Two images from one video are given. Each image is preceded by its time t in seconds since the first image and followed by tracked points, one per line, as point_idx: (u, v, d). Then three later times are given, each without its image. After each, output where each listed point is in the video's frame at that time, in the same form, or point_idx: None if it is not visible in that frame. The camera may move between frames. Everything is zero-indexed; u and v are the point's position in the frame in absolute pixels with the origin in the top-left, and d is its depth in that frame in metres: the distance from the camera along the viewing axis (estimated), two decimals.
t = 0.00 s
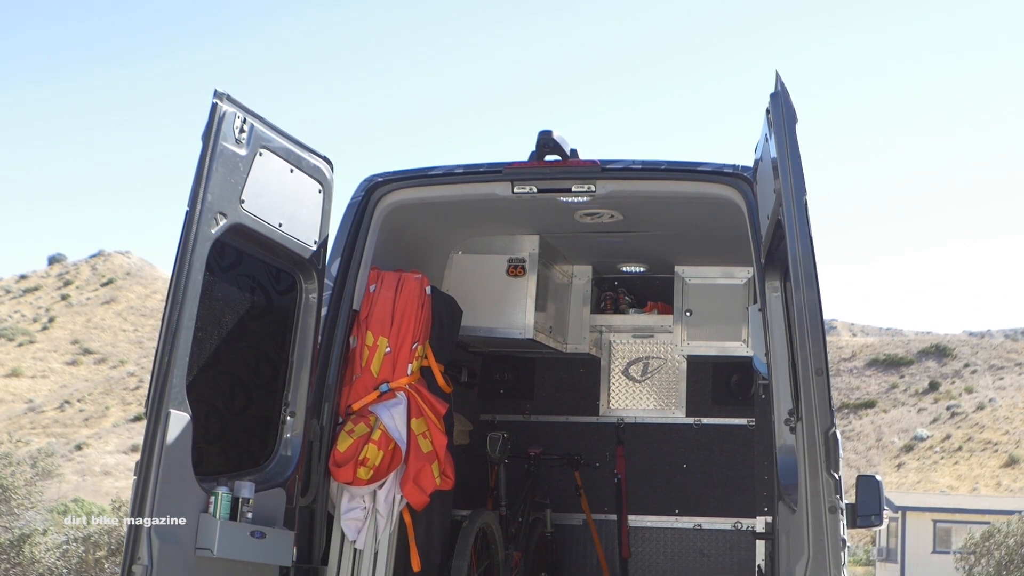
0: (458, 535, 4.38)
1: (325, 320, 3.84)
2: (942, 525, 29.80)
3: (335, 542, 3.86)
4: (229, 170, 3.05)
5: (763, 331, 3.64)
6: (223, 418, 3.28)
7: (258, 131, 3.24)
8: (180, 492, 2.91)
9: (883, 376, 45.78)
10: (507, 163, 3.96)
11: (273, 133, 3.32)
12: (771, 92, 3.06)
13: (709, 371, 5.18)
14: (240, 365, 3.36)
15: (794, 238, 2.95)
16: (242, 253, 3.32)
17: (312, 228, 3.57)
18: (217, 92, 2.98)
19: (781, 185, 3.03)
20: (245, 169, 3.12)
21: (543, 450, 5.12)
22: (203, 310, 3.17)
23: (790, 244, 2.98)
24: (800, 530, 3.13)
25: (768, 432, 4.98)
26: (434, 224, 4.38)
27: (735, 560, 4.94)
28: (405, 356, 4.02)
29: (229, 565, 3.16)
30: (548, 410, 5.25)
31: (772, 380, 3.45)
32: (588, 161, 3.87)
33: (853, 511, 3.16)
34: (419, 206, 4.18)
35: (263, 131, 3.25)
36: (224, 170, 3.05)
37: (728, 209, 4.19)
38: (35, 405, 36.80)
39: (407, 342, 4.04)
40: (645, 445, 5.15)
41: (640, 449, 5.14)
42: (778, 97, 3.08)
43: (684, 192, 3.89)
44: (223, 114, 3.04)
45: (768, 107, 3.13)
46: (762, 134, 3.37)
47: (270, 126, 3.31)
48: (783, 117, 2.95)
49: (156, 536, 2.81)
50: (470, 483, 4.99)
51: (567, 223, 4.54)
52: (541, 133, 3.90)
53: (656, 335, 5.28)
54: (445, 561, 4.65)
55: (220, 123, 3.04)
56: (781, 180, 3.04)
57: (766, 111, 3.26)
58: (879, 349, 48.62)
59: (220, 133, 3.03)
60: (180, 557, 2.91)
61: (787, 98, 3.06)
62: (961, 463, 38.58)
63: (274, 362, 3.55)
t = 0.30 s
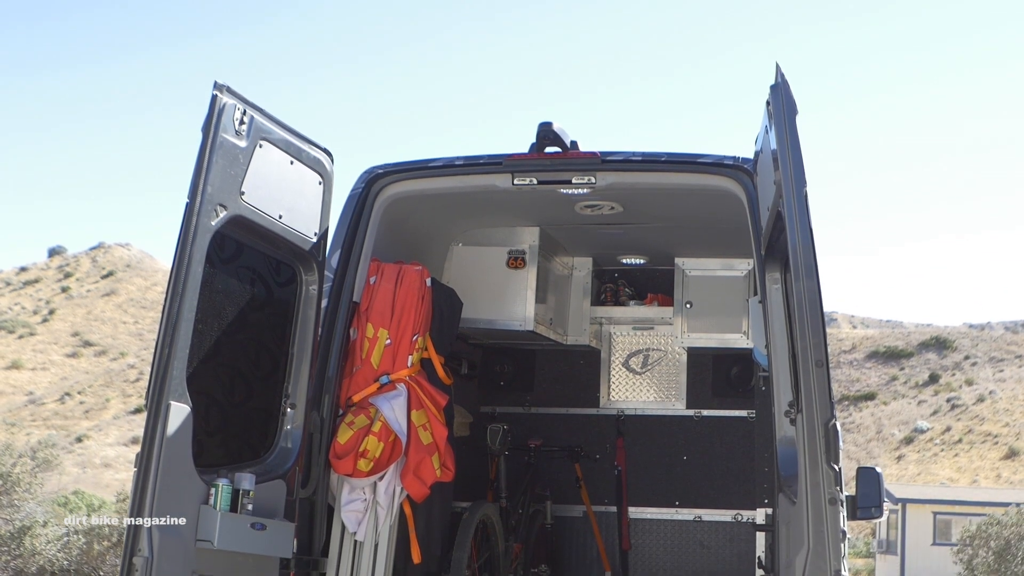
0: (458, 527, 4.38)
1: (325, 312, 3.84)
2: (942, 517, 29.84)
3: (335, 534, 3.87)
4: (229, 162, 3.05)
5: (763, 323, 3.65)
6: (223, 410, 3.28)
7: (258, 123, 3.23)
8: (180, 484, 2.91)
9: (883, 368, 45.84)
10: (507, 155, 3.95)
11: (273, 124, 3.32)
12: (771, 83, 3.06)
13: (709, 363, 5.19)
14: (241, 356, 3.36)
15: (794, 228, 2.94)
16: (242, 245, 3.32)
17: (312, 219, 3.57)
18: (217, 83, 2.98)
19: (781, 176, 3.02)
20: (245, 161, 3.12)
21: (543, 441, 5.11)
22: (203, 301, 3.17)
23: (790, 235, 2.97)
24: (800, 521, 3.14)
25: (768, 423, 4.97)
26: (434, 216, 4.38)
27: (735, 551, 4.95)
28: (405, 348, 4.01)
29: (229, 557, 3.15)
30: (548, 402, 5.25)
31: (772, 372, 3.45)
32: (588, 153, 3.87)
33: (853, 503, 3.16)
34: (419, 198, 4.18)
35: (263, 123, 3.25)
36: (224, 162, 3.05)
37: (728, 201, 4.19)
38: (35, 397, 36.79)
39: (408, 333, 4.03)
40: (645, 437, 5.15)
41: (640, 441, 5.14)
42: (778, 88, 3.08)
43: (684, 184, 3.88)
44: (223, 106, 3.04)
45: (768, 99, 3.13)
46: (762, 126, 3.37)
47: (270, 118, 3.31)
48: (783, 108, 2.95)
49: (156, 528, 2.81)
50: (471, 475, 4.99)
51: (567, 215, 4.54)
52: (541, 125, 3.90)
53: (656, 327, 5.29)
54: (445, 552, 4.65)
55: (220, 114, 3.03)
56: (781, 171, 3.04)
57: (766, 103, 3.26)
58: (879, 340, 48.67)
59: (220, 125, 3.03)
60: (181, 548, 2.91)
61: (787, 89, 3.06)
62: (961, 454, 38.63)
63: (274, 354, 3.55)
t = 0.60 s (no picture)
0: (458, 518, 4.39)
1: (325, 303, 3.84)
2: (942, 509, 29.95)
3: (335, 526, 3.87)
4: (229, 154, 3.04)
5: (763, 314, 3.62)
6: (223, 401, 3.28)
7: (258, 114, 3.23)
8: (181, 475, 2.91)
9: (883, 359, 45.88)
10: (507, 146, 3.95)
11: (273, 116, 3.31)
12: (772, 74, 3.05)
13: (709, 355, 5.19)
14: (241, 348, 3.36)
15: (794, 219, 2.94)
16: (242, 237, 3.32)
17: (312, 211, 3.56)
18: (217, 75, 2.97)
19: (781, 168, 3.02)
20: (245, 153, 3.12)
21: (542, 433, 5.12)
22: (203, 293, 3.17)
23: (790, 225, 2.97)
24: (800, 512, 3.14)
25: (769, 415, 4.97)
26: (434, 208, 4.38)
27: (735, 543, 4.96)
28: (405, 339, 4.01)
29: (230, 548, 3.16)
30: (549, 393, 5.26)
31: (772, 363, 3.46)
32: (588, 145, 3.87)
33: (853, 495, 3.16)
34: (419, 190, 4.17)
35: (263, 114, 3.25)
36: (224, 153, 3.05)
37: (729, 192, 4.19)
38: (35, 389, 36.79)
39: (408, 325, 4.03)
40: (645, 429, 5.15)
41: (640, 433, 5.15)
42: (779, 79, 3.07)
43: (684, 175, 3.88)
44: (223, 97, 3.03)
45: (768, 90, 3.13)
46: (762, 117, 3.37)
47: (270, 110, 3.30)
48: (783, 98, 2.95)
49: (156, 519, 2.82)
50: (471, 466, 5.00)
51: (567, 206, 4.53)
52: (541, 116, 3.89)
53: (656, 318, 5.29)
54: (445, 543, 4.66)
55: (220, 106, 3.03)
56: (781, 162, 3.04)
57: (766, 94, 3.25)
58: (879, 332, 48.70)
59: (219, 116, 3.02)
60: (181, 540, 2.91)
61: (788, 80, 3.05)
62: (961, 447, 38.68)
63: (273, 346, 3.55)
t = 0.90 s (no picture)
0: (458, 510, 4.40)
1: (325, 296, 3.84)
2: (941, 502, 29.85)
3: (335, 517, 3.87)
4: (228, 145, 3.04)
5: (763, 306, 3.64)
6: (223, 393, 3.28)
7: (258, 106, 3.23)
8: (180, 467, 2.91)
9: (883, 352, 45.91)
10: (507, 138, 3.95)
11: (273, 108, 3.31)
12: (772, 66, 3.05)
13: (708, 347, 5.19)
14: (240, 340, 3.36)
15: (794, 212, 2.93)
16: (242, 229, 3.32)
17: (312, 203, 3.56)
18: (217, 67, 2.96)
19: (781, 160, 3.02)
20: (245, 145, 3.11)
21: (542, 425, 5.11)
22: (203, 285, 3.17)
23: (790, 217, 2.96)
24: (800, 503, 3.13)
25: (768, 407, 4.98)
26: (433, 200, 4.38)
27: (735, 535, 4.97)
28: (406, 331, 4.01)
29: (230, 540, 3.16)
30: (549, 385, 5.26)
31: (772, 355, 3.45)
32: (588, 137, 3.86)
33: (853, 487, 3.16)
34: (419, 182, 4.17)
35: (263, 106, 3.25)
36: (224, 145, 3.04)
37: (729, 184, 4.19)
38: (35, 381, 36.77)
39: (408, 317, 4.03)
40: (645, 421, 5.15)
41: (640, 425, 5.15)
42: (779, 71, 3.07)
43: (684, 167, 3.88)
44: (223, 89, 3.03)
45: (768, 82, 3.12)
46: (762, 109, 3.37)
47: (270, 102, 3.30)
48: (783, 90, 2.94)
49: (156, 511, 2.82)
50: (470, 458, 5.00)
51: (567, 199, 4.53)
52: (541, 108, 3.89)
53: (656, 311, 5.26)
54: (445, 535, 4.65)
55: (220, 98, 3.02)
56: (781, 154, 3.03)
57: (767, 86, 3.25)
58: (879, 324, 48.74)
59: (219, 108, 3.02)
60: (181, 531, 2.91)
61: (788, 71, 3.05)
62: (960, 439, 38.70)
63: (273, 338, 3.55)
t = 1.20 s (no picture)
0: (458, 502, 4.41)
1: (325, 288, 3.84)
2: (941, 495, 29.93)
3: (335, 510, 3.85)
4: (228, 137, 3.04)
5: (762, 300, 3.63)
6: (222, 385, 3.28)
7: (257, 98, 3.22)
8: (180, 459, 2.91)
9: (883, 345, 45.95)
10: (507, 131, 3.94)
11: (272, 100, 3.31)
12: (771, 59, 3.04)
13: (708, 339, 5.19)
14: (240, 332, 3.36)
15: (794, 207, 2.93)
16: (242, 221, 3.32)
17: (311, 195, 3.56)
18: (215, 59, 2.96)
19: (780, 154, 3.01)
20: (244, 137, 3.11)
21: (541, 418, 5.11)
22: (203, 277, 3.16)
23: (790, 213, 2.97)
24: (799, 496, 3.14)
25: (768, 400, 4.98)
26: (433, 192, 4.38)
27: (735, 527, 4.98)
28: (405, 323, 4.02)
29: (229, 532, 3.16)
30: (548, 378, 5.25)
31: (771, 347, 3.45)
32: (588, 129, 3.86)
33: (852, 479, 3.17)
34: (418, 174, 4.17)
35: (262, 98, 3.24)
36: (223, 137, 3.04)
37: (728, 177, 4.19)
38: (34, 373, 36.79)
39: (407, 309, 4.03)
40: (644, 413, 5.15)
41: (639, 418, 5.15)
42: (778, 64, 3.06)
43: (684, 160, 3.88)
44: (222, 81, 3.02)
45: (768, 75, 3.11)
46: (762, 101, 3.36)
47: (269, 94, 3.30)
48: (783, 83, 2.93)
49: (156, 503, 2.81)
50: (470, 451, 5.00)
51: (567, 191, 4.53)
52: (540, 100, 3.89)
53: (656, 304, 5.29)
54: (444, 528, 4.66)
55: (218, 90, 3.02)
56: (781, 148, 3.02)
57: (766, 79, 3.24)
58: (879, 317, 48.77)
59: (218, 101, 3.01)
60: (181, 524, 2.91)
61: (787, 64, 3.04)
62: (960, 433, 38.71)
63: (273, 330, 3.55)
